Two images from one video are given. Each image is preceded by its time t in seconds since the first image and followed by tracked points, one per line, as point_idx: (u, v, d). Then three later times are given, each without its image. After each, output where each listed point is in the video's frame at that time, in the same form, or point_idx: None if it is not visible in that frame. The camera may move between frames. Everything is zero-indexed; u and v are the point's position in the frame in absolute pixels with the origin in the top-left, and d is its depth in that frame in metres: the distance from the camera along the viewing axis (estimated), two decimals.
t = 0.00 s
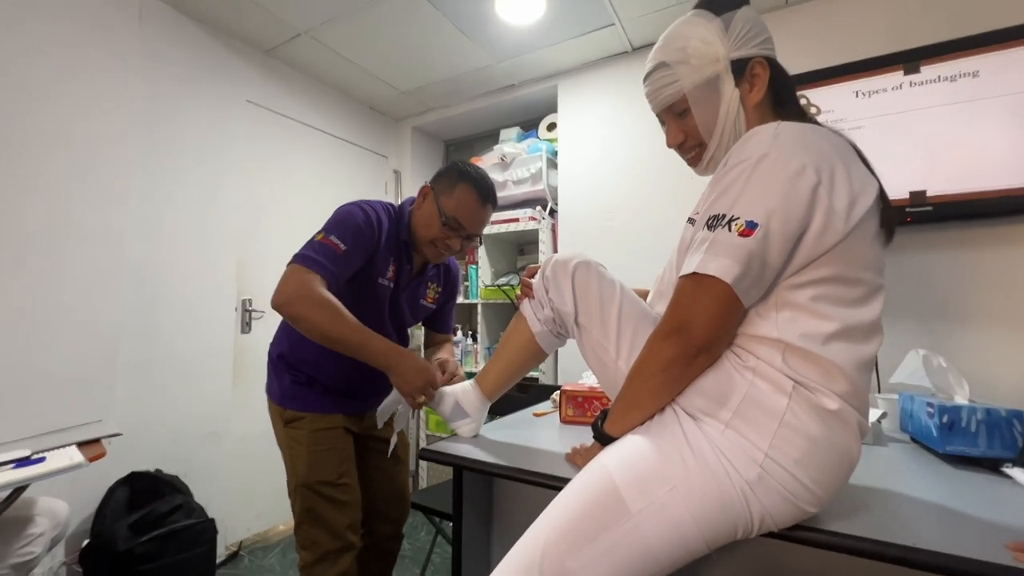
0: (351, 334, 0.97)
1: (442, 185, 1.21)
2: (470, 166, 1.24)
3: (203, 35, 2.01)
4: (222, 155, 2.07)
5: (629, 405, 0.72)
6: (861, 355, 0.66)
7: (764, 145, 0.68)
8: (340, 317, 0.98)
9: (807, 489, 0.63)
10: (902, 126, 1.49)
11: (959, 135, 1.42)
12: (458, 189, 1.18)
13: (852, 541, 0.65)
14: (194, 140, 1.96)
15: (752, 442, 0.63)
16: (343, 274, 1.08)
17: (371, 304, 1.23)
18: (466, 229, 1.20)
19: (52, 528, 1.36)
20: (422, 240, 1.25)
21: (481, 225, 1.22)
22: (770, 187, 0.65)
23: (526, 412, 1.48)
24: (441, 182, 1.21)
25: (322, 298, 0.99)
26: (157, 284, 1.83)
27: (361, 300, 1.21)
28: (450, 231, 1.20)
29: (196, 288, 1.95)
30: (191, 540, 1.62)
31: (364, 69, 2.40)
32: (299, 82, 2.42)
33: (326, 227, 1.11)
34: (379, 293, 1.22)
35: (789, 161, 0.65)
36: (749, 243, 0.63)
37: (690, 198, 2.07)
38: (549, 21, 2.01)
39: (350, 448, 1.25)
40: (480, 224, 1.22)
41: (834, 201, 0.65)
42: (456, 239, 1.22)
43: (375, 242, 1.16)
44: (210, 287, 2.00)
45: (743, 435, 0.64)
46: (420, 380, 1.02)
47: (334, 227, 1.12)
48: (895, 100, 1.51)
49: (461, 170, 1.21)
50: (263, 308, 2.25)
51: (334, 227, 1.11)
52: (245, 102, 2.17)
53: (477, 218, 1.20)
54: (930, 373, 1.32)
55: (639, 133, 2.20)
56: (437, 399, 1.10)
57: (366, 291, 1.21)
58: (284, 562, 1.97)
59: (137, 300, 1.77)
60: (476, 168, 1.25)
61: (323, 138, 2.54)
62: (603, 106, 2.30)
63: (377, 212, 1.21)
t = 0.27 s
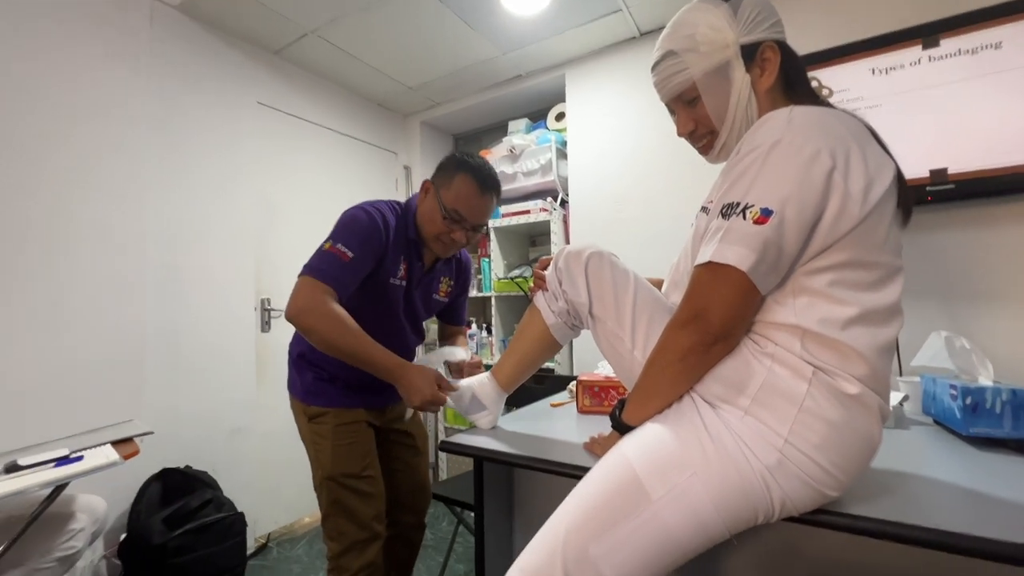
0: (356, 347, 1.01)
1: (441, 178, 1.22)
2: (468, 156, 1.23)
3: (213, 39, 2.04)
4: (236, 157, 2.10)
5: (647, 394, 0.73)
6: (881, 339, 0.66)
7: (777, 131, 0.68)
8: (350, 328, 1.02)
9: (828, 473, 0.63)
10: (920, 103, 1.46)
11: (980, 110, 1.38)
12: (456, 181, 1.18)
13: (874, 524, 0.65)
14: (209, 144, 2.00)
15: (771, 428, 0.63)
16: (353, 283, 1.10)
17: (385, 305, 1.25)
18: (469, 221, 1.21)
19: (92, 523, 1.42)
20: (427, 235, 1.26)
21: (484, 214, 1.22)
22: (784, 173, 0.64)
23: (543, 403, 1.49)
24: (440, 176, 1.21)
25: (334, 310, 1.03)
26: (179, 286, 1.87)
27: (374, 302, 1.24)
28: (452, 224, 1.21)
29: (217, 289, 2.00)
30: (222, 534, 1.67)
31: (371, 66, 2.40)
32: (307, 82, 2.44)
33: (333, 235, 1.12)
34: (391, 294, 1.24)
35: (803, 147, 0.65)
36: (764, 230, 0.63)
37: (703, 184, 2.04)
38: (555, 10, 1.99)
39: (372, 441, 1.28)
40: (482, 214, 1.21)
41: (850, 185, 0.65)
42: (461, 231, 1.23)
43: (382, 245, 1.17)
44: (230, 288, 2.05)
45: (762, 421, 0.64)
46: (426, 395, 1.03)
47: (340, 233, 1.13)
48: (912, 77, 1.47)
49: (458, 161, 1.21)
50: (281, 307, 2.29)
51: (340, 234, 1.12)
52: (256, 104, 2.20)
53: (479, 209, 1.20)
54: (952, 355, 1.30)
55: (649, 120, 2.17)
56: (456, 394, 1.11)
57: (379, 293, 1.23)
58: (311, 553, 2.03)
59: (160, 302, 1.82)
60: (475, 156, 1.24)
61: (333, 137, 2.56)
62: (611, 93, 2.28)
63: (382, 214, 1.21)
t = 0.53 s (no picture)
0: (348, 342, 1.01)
1: (416, 152, 1.16)
2: (442, 125, 1.14)
3: None
4: (228, 124, 2.05)
5: (645, 361, 0.74)
6: (881, 306, 0.65)
7: (785, 92, 0.66)
8: (341, 321, 1.03)
9: (822, 437, 0.64)
10: (930, 63, 1.42)
11: (993, 70, 1.34)
12: (429, 157, 1.12)
13: (865, 485, 0.67)
14: (199, 111, 1.94)
15: (768, 393, 0.64)
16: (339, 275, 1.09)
17: (378, 287, 1.24)
18: (449, 198, 1.15)
19: (101, 490, 1.45)
20: (412, 214, 1.22)
21: (464, 189, 1.16)
22: (791, 136, 0.63)
23: (542, 370, 1.51)
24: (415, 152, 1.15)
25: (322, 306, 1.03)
26: (175, 258, 1.86)
27: (365, 285, 1.23)
28: (432, 203, 1.16)
29: (214, 260, 1.99)
30: (229, 499, 1.72)
31: (363, 27, 2.32)
32: (298, 45, 2.36)
33: (310, 227, 1.08)
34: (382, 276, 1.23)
35: (812, 109, 0.63)
36: (768, 196, 0.61)
37: (704, 149, 2.01)
38: None
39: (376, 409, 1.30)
40: (461, 190, 1.15)
41: (858, 148, 0.63)
42: (442, 209, 1.18)
43: (364, 230, 1.13)
44: (227, 258, 2.03)
45: (759, 387, 0.65)
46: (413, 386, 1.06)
47: (318, 224, 1.09)
48: (924, 35, 1.42)
49: (432, 135, 1.14)
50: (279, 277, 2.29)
51: (318, 225, 1.08)
52: (245, 68, 2.13)
53: (456, 185, 1.14)
54: (949, 320, 1.31)
55: (651, 83, 2.12)
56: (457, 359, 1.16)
57: (370, 275, 1.22)
58: (318, 515, 2.09)
59: (158, 273, 1.81)
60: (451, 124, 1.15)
61: (326, 103, 2.50)
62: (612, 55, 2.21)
63: (362, 195, 1.16)
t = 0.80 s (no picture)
0: (324, 367, 1.01)
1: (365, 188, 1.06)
2: (382, 155, 1.03)
3: (187, 9, 1.95)
4: (217, 133, 2.05)
5: (633, 368, 0.74)
6: (861, 311, 0.67)
7: (764, 102, 0.67)
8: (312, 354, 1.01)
9: (807, 441, 0.65)
10: (910, 73, 1.45)
11: (970, 80, 1.38)
12: (375, 196, 1.02)
13: (849, 489, 0.68)
14: (188, 119, 1.94)
15: (753, 399, 0.65)
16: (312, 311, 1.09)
17: (357, 310, 1.23)
18: (405, 230, 1.04)
19: (86, 503, 1.42)
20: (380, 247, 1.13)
21: (424, 218, 1.04)
22: (770, 146, 0.64)
23: (533, 378, 1.51)
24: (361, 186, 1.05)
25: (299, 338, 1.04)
26: (163, 267, 1.85)
27: (343, 310, 1.23)
28: (395, 239, 1.07)
29: (202, 269, 1.97)
30: (217, 511, 1.69)
31: (353, 36, 2.33)
32: (288, 54, 2.36)
33: (275, 267, 1.07)
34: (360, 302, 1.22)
35: (790, 119, 0.64)
36: (749, 204, 0.63)
37: (692, 157, 2.03)
38: None
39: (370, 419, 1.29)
40: (421, 222, 1.04)
41: (835, 157, 0.65)
42: (409, 241, 1.08)
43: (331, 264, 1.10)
44: (216, 267, 2.02)
45: (744, 392, 0.65)
46: (401, 394, 1.05)
47: (282, 263, 1.07)
48: (903, 47, 1.46)
49: (373, 165, 1.03)
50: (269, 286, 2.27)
51: (281, 265, 1.06)
52: (234, 77, 2.13)
53: (414, 218, 1.03)
54: (932, 325, 1.33)
55: (639, 92, 2.14)
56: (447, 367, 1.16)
57: (348, 301, 1.20)
58: (308, 527, 2.07)
59: (145, 283, 1.79)
60: (391, 151, 1.03)
61: (316, 112, 2.50)
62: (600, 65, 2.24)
63: (322, 225, 1.11)
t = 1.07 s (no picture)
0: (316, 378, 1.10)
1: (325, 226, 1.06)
2: (330, 192, 1.01)
3: (192, 20, 1.98)
4: (222, 142, 2.07)
5: (636, 373, 0.74)
6: (864, 314, 0.66)
7: (765, 106, 0.67)
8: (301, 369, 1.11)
9: (813, 445, 0.64)
10: (912, 77, 1.45)
11: (973, 83, 1.37)
12: (334, 237, 1.03)
13: (856, 494, 0.67)
14: (193, 128, 1.96)
15: (757, 403, 0.64)
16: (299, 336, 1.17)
17: (347, 327, 1.27)
18: (374, 259, 1.04)
19: (91, 511, 1.43)
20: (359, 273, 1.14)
21: (386, 248, 1.04)
22: (771, 149, 0.64)
23: (537, 383, 1.50)
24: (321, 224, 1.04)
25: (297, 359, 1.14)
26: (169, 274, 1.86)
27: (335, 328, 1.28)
28: (369, 270, 1.09)
29: (207, 276, 1.99)
30: (222, 518, 1.69)
31: (357, 45, 2.35)
32: (292, 63, 2.38)
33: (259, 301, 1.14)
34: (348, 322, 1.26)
35: (791, 122, 0.64)
36: (751, 208, 0.63)
37: (695, 162, 2.03)
38: None
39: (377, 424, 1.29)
40: (384, 253, 1.04)
41: (836, 160, 0.65)
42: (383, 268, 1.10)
43: (308, 292, 1.14)
44: (221, 274, 2.03)
45: (748, 396, 0.65)
46: (393, 389, 1.13)
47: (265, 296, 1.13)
48: (905, 51, 1.46)
49: (326, 201, 1.01)
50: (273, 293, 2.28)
51: (264, 299, 1.13)
52: (239, 86, 2.15)
53: (376, 252, 1.03)
54: (938, 329, 1.32)
55: (641, 98, 2.15)
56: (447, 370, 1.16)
57: (335, 321, 1.24)
58: (313, 534, 2.06)
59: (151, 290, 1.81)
60: (338, 188, 1.00)
61: (321, 120, 2.52)
62: (602, 71, 2.25)
63: (294, 256, 1.12)
